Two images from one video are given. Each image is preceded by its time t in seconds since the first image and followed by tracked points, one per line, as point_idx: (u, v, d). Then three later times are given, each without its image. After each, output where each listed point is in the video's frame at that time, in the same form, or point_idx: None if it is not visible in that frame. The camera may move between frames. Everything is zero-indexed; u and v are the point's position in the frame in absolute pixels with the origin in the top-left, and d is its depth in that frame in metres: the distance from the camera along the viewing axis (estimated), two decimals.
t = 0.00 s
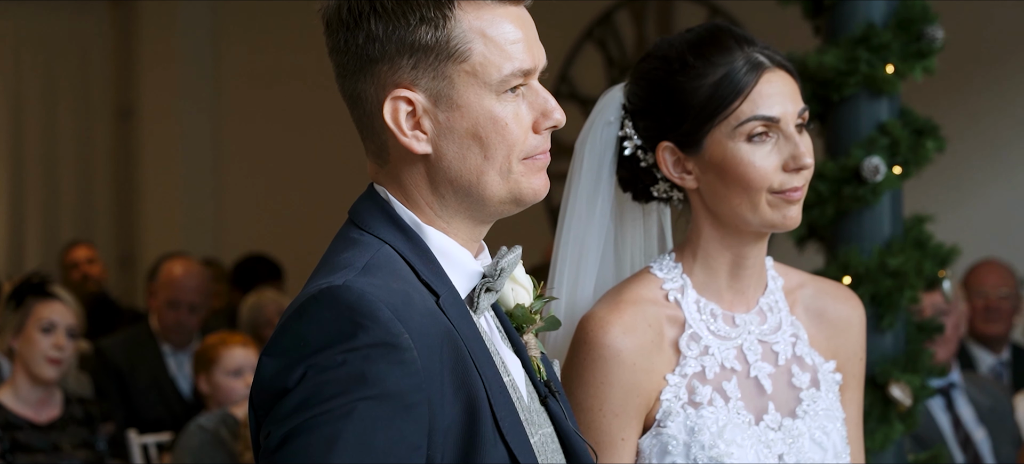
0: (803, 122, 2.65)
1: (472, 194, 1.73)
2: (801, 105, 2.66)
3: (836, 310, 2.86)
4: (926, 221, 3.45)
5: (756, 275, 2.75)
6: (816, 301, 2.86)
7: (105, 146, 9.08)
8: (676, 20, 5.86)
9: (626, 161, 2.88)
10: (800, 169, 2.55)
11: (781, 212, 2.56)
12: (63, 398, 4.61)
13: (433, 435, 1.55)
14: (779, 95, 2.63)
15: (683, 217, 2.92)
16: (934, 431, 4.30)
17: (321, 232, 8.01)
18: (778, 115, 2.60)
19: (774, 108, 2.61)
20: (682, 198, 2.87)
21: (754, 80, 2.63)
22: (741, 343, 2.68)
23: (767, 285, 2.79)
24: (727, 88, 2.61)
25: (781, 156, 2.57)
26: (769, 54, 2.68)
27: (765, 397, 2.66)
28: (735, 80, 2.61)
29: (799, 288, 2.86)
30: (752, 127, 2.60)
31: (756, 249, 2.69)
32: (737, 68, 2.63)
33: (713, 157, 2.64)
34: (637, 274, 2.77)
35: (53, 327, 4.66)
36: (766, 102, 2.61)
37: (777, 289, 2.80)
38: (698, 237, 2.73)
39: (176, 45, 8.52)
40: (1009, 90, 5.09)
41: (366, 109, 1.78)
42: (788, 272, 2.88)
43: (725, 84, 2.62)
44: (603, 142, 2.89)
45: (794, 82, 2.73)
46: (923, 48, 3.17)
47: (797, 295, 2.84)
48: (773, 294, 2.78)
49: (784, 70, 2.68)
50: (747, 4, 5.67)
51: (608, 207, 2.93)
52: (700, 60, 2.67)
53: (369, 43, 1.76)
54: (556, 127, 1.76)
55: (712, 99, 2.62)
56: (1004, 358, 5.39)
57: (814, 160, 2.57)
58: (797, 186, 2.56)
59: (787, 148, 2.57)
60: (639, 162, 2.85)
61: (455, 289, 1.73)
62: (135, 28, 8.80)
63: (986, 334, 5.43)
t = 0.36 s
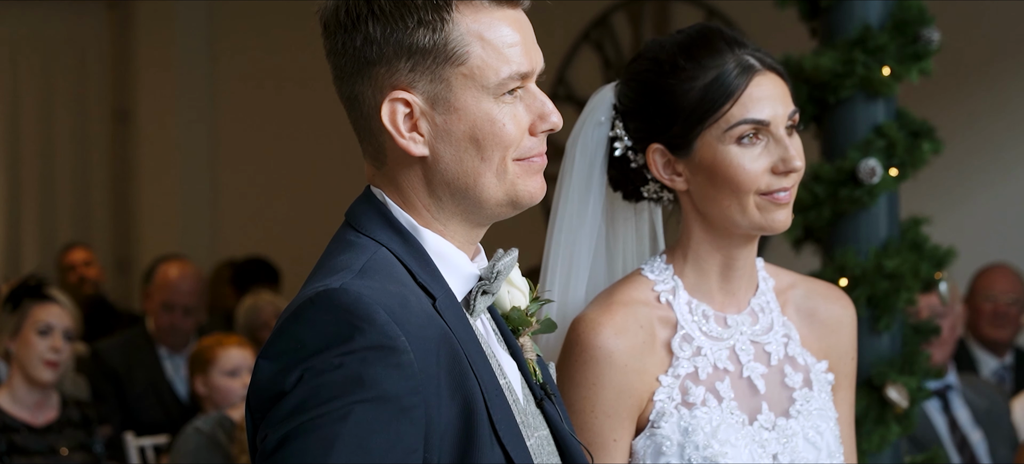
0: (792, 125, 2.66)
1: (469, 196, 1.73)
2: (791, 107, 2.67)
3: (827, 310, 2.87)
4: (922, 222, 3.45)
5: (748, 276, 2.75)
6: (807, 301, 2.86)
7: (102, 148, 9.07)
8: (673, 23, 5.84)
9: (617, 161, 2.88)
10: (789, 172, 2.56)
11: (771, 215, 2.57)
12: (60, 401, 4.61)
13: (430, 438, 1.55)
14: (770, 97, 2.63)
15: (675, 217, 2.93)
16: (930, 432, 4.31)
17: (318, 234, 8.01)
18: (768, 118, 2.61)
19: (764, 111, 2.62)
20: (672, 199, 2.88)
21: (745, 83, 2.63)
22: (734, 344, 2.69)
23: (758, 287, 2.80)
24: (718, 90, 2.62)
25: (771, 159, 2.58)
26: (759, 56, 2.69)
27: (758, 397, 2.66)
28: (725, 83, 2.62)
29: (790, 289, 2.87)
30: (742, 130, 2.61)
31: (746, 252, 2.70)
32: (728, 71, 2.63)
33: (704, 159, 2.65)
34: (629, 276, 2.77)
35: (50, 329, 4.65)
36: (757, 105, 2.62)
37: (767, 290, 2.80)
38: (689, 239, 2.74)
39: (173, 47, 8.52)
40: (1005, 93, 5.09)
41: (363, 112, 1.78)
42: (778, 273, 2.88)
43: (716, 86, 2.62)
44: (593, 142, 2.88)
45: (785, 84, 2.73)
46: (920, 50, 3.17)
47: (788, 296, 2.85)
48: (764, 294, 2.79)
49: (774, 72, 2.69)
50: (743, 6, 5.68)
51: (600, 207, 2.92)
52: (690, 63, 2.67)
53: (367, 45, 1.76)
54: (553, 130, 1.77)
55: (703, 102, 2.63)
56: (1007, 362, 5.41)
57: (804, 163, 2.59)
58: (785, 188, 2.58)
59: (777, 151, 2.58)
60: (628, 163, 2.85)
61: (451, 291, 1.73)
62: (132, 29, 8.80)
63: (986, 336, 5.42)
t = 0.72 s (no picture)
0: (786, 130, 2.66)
1: (468, 198, 1.73)
2: (785, 111, 2.67)
3: (819, 311, 2.86)
4: (921, 225, 3.45)
5: (741, 278, 2.75)
6: (799, 303, 2.86)
7: (99, 150, 9.08)
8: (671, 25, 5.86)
9: (609, 164, 2.89)
10: (780, 175, 2.57)
11: (761, 218, 2.58)
12: (57, 403, 4.61)
13: (429, 440, 1.55)
14: (762, 101, 2.63)
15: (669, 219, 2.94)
16: (929, 435, 4.31)
17: (316, 235, 8.00)
18: (760, 122, 2.61)
19: (756, 115, 2.62)
20: (664, 200, 2.89)
21: (738, 87, 2.63)
22: (728, 345, 2.69)
23: (751, 288, 2.80)
24: (710, 94, 2.62)
25: (762, 162, 2.59)
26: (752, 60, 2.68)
27: (753, 398, 2.66)
28: (718, 87, 2.62)
29: (783, 290, 2.87)
30: (734, 134, 2.61)
31: (739, 254, 2.70)
32: (720, 75, 2.63)
33: (696, 162, 2.65)
34: (622, 278, 2.77)
35: (48, 331, 4.65)
36: (749, 109, 2.62)
37: (760, 291, 2.80)
38: (681, 242, 2.74)
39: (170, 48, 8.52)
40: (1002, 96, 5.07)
41: (362, 113, 1.78)
42: (771, 274, 2.88)
43: (708, 90, 2.62)
44: (586, 144, 2.89)
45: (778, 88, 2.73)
46: (918, 52, 3.18)
47: (780, 297, 2.85)
48: (757, 296, 2.79)
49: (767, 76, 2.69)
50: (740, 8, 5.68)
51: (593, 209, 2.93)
52: (683, 67, 2.67)
53: (365, 47, 1.76)
54: (550, 132, 1.77)
55: (695, 105, 2.63)
56: (1002, 364, 5.45)
57: (795, 167, 2.59)
58: (775, 192, 2.59)
59: (769, 155, 2.59)
60: (621, 165, 2.85)
61: (449, 293, 1.73)
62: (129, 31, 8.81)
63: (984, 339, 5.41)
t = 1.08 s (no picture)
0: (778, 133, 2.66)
1: (465, 198, 1.73)
2: (777, 114, 2.67)
3: (818, 312, 2.86)
4: (921, 226, 3.45)
5: (741, 280, 2.75)
6: (799, 304, 2.85)
7: (99, 151, 9.09)
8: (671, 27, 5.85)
9: (602, 164, 2.88)
10: (770, 179, 2.58)
11: (750, 222, 2.60)
12: (57, 404, 4.61)
13: (426, 442, 1.54)
14: (754, 104, 2.63)
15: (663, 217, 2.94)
16: (928, 436, 4.31)
17: (316, 236, 7.99)
18: (752, 125, 2.61)
19: (748, 118, 2.62)
20: (656, 200, 2.89)
21: (731, 89, 2.62)
22: (730, 348, 2.68)
23: (751, 290, 2.79)
24: (703, 97, 2.61)
25: (753, 165, 2.59)
26: (748, 62, 2.67)
27: (754, 401, 2.66)
28: (711, 89, 2.61)
29: (782, 291, 2.86)
30: (725, 137, 2.61)
31: (738, 257, 2.70)
32: (713, 78, 2.62)
33: (686, 164, 2.66)
34: (625, 279, 2.77)
35: (48, 333, 4.65)
36: (741, 113, 2.61)
37: (761, 293, 2.80)
38: (677, 243, 2.74)
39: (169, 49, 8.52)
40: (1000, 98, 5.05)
41: (360, 114, 1.78)
42: (770, 275, 2.88)
43: (701, 92, 2.61)
44: (580, 143, 2.89)
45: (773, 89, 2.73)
46: (918, 53, 3.18)
47: (780, 298, 2.85)
48: (758, 297, 2.78)
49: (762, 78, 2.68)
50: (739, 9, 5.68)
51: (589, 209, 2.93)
52: (677, 68, 2.66)
53: (363, 48, 1.76)
54: (548, 133, 1.77)
55: (687, 106, 2.63)
56: (986, 366, 5.35)
57: (785, 171, 2.60)
58: (763, 195, 2.60)
59: (759, 159, 2.59)
60: (613, 164, 2.86)
61: (448, 294, 1.72)
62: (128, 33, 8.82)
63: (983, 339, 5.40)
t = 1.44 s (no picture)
0: (778, 142, 2.66)
1: (467, 207, 1.73)
2: (777, 122, 2.67)
3: (820, 321, 2.86)
4: (924, 235, 3.45)
5: (742, 289, 2.75)
6: (800, 313, 2.85)
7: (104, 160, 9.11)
8: (675, 36, 5.87)
9: (602, 174, 2.88)
10: (768, 189, 2.57)
11: (749, 230, 2.60)
12: (61, 412, 4.61)
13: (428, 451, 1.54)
14: (752, 113, 2.63)
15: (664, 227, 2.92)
16: (931, 444, 4.31)
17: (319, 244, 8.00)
18: (749, 134, 2.61)
19: (746, 127, 2.62)
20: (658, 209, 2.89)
21: (729, 98, 2.62)
22: (730, 356, 2.68)
23: (752, 299, 2.79)
24: (700, 106, 2.62)
25: (750, 174, 2.59)
26: (747, 71, 2.68)
27: (754, 410, 2.66)
28: (708, 99, 2.61)
29: (783, 301, 2.86)
30: (722, 146, 2.61)
31: (739, 264, 2.70)
32: (711, 87, 2.62)
33: (684, 173, 2.66)
34: (626, 288, 2.77)
35: (51, 341, 4.65)
36: (739, 122, 2.62)
37: (762, 302, 2.80)
38: (677, 253, 2.74)
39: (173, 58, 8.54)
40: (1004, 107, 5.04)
41: (363, 124, 1.78)
42: (771, 284, 2.88)
43: (699, 101, 2.62)
44: (580, 153, 2.89)
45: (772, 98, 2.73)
46: (921, 63, 3.16)
47: (782, 308, 2.84)
48: (759, 306, 2.78)
49: (761, 86, 2.68)
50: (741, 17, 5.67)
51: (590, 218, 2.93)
52: (674, 78, 2.67)
53: (366, 58, 1.76)
54: (551, 143, 1.78)
55: (684, 115, 2.63)
56: (978, 376, 5.11)
57: (783, 180, 2.60)
58: (762, 204, 2.60)
59: (757, 168, 2.59)
60: (613, 174, 2.86)
61: (450, 303, 1.73)
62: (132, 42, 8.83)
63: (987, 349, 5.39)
